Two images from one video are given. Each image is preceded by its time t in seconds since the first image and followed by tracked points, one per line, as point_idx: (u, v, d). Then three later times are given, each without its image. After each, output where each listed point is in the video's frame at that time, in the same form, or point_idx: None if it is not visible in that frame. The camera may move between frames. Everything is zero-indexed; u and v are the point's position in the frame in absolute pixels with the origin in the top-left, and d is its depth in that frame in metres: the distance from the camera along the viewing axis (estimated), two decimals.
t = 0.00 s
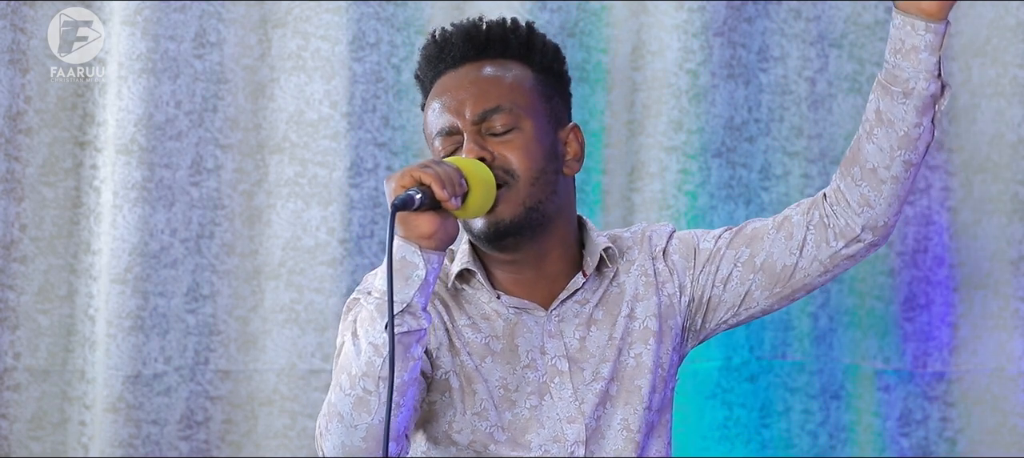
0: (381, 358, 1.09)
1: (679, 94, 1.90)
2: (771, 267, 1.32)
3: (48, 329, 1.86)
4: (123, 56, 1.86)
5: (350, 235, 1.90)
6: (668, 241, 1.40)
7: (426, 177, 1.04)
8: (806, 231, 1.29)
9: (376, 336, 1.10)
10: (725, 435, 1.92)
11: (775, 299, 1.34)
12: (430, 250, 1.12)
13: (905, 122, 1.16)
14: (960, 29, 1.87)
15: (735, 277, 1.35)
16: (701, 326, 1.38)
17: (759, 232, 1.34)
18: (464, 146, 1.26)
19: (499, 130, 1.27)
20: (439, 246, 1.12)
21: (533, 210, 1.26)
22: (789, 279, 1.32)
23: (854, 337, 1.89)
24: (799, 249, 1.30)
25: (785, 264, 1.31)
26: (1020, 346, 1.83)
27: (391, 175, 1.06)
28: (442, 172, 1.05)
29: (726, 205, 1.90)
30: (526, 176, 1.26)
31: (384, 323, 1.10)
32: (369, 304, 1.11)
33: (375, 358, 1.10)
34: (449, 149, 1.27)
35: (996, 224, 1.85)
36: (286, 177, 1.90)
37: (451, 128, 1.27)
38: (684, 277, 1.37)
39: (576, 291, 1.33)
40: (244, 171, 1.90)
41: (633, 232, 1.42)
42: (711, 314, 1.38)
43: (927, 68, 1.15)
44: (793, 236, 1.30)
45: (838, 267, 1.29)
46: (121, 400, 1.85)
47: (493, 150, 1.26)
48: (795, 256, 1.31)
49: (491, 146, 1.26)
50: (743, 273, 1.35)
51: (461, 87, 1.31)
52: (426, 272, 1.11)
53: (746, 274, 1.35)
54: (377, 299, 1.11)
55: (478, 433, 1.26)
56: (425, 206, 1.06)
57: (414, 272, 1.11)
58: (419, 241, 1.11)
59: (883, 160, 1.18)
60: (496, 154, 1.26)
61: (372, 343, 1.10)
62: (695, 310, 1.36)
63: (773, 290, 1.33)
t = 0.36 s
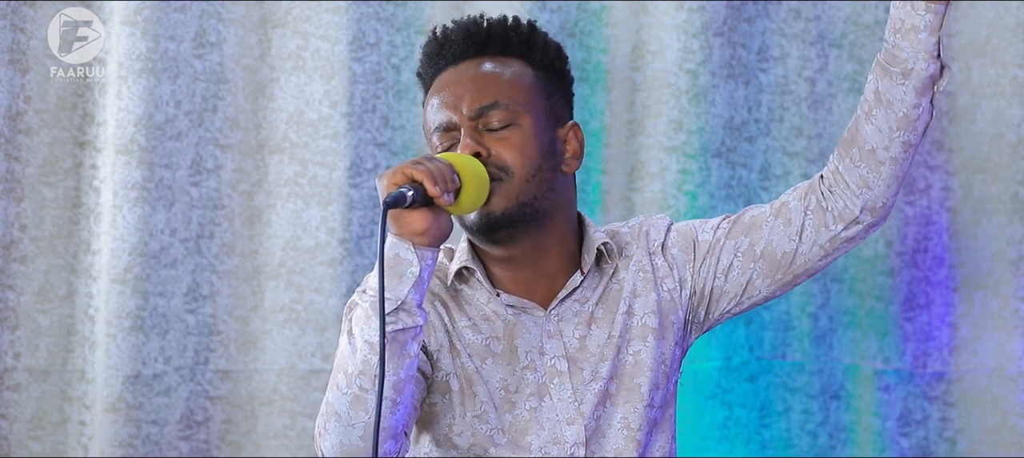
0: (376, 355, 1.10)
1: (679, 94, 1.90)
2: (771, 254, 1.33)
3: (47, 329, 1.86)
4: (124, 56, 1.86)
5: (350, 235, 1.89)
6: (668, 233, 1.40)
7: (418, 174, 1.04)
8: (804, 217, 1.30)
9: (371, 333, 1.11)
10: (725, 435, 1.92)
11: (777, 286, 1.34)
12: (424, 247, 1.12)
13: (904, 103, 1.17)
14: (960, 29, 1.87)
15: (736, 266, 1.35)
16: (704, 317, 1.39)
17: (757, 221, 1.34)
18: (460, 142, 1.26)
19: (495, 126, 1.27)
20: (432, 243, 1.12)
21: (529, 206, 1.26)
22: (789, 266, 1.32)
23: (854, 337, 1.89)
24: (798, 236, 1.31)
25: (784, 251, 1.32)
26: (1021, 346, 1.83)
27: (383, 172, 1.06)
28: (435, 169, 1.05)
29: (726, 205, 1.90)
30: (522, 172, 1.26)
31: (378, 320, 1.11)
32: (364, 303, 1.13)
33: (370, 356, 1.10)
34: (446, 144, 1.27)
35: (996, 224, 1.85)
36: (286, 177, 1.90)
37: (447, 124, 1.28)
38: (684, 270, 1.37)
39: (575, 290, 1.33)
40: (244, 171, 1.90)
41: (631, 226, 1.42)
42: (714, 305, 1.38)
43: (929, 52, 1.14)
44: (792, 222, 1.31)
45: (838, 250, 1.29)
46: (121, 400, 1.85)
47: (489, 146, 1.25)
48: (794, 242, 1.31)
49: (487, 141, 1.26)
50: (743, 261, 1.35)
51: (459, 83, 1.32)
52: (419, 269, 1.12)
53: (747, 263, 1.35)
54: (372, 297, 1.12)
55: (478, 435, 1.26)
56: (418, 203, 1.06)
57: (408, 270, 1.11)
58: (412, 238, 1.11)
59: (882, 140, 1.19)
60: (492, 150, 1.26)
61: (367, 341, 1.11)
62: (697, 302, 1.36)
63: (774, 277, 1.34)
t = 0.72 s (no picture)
0: (392, 362, 1.10)
1: (680, 94, 1.90)
2: (764, 257, 1.33)
3: (48, 329, 1.86)
4: (124, 56, 1.86)
5: (350, 235, 1.89)
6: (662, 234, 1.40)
7: (435, 181, 1.04)
8: (797, 220, 1.30)
9: (387, 341, 1.10)
10: (725, 435, 1.92)
11: (770, 289, 1.34)
12: (440, 254, 1.12)
13: (880, 102, 1.16)
14: (960, 29, 1.87)
15: (729, 268, 1.35)
16: (697, 319, 1.38)
17: (751, 224, 1.34)
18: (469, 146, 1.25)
19: (505, 133, 1.26)
20: (448, 251, 1.12)
21: (534, 216, 1.26)
22: (783, 269, 1.32)
23: (855, 337, 1.89)
24: (792, 239, 1.30)
25: (778, 254, 1.31)
26: (1021, 346, 1.83)
27: (398, 178, 1.07)
28: (452, 176, 1.06)
29: (726, 205, 1.90)
30: (528, 181, 1.26)
31: (395, 327, 1.10)
32: (379, 309, 1.11)
33: (386, 363, 1.09)
34: (454, 146, 1.26)
35: (996, 224, 1.85)
36: (286, 177, 1.90)
37: (457, 126, 1.27)
38: (679, 271, 1.37)
39: (576, 291, 1.32)
40: (244, 171, 1.90)
41: (626, 228, 1.42)
42: (708, 307, 1.37)
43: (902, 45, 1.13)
44: (785, 225, 1.31)
45: (831, 253, 1.29)
46: (121, 400, 1.85)
47: (498, 154, 1.24)
48: (787, 245, 1.31)
49: (496, 149, 1.25)
50: (736, 263, 1.35)
51: (471, 85, 1.31)
52: (436, 276, 1.12)
53: (739, 265, 1.35)
54: (387, 304, 1.11)
55: (482, 436, 1.25)
56: (436, 210, 1.07)
57: (424, 277, 1.11)
58: (428, 245, 1.12)
59: (864, 143, 1.19)
60: (501, 158, 1.25)
61: (383, 348, 1.10)
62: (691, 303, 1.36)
63: (767, 280, 1.33)
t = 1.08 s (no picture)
0: (414, 366, 1.06)
1: (680, 94, 1.90)
2: (748, 259, 1.33)
3: (47, 329, 1.86)
4: (124, 56, 1.86)
5: (350, 235, 1.89)
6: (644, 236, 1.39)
7: (455, 183, 1.03)
8: (780, 222, 1.31)
9: (407, 344, 1.06)
10: (725, 435, 1.92)
11: (753, 290, 1.34)
12: (458, 257, 1.08)
13: (848, 104, 1.20)
14: (960, 29, 1.87)
15: (713, 271, 1.35)
16: (679, 321, 1.38)
17: (734, 227, 1.34)
18: (472, 149, 1.24)
19: (509, 138, 1.25)
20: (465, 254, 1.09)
21: (533, 222, 1.25)
22: (766, 271, 1.32)
23: (855, 337, 1.89)
24: (776, 241, 1.31)
25: (761, 256, 1.32)
26: (1021, 346, 1.83)
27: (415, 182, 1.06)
28: (468, 178, 1.05)
29: (726, 205, 1.90)
30: (529, 188, 1.25)
31: (416, 330, 1.06)
32: (397, 313, 1.08)
33: (406, 366, 1.06)
34: (456, 147, 1.25)
35: (996, 224, 1.85)
36: (286, 177, 1.90)
37: (461, 126, 1.25)
38: (664, 273, 1.35)
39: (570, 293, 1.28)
40: (244, 171, 1.90)
41: (610, 230, 1.39)
42: (692, 309, 1.37)
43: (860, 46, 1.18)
44: (769, 227, 1.31)
45: (814, 255, 1.30)
46: (121, 400, 1.85)
47: (500, 159, 1.24)
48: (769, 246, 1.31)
49: (499, 153, 1.24)
50: (719, 266, 1.34)
51: (477, 86, 1.29)
52: (456, 279, 1.08)
53: (723, 268, 1.34)
54: (408, 307, 1.07)
55: (485, 436, 1.21)
56: (455, 212, 1.05)
57: (446, 280, 1.08)
58: (446, 248, 1.07)
59: (838, 146, 1.22)
60: (503, 163, 1.24)
61: (403, 352, 1.06)
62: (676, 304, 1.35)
63: (749, 282, 1.33)
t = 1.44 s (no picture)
0: (401, 363, 1.05)
1: (680, 94, 1.90)
2: (724, 260, 1.31)
3: (47, 329, 1.86)
4: (123, 56, 1.86)
5: (350, 235, 1.90)
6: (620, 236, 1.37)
7: (446, 183, 1.01)
8: (757, 223, 1.28)
9: (395, 341, 1.05)
10: (725, 435, 1.92)
11: (730, 290, 1.33)
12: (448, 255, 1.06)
13: (825, 107, 1.16)
14: (960, 29, 1.87)
15: (689, 271, 1.33)
16: (654, 320, 1.37)
17: (712, 228, 1.32)
18: (459, 144, 1.22)
19: (495, 134, 1.24)
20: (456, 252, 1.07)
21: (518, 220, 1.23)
22: (743, 271, 1.30)
23: (855, 337, 1.89)
24: (752, 242, 1.29)
25: (738, 257, 1.30)
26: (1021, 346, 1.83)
27: (405, 180, 1.04)
28: (459, 177, 1.03)
29: (726, 205, 1.90)
30: (515, 184, 1.24)
31: (405, 328, 1.05)
32: (386, 310, 1.06)
33: (394, 363, 1.04)
34: (442, 142, 1.24)
35: (996, 224, 1.84)
36: (286, 177, 1.90)
37: (447, 122, 1.24)
38: (640, 273, 1.34)
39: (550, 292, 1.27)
40: (244, 171, 1.90)
41: (588, 229, 1.38)
42: (668, 308, 1.36)
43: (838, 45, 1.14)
44: (746, 228, 1.29)
45: (791, 255, 1.28)
46: (121, 400, 1.85)
47: (487, 155, 1.22)
48: (746, 246, 1.29)
49: (486, 150, 1.23)
50: (695, 266, 1.33)
51: (463, 83, 1.28)
52: (445, 277, 1.06)
53: (699, 268, 1.33)
54: (397, 304, 1.06)
55: (461, 435, 1.20)
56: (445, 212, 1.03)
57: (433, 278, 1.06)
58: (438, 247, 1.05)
59: (815, 149, 1.18)
60: (489, 159, 1.23)
61: (391, 349, 1.05)
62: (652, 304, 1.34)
63: (725, 282, 1.32)
